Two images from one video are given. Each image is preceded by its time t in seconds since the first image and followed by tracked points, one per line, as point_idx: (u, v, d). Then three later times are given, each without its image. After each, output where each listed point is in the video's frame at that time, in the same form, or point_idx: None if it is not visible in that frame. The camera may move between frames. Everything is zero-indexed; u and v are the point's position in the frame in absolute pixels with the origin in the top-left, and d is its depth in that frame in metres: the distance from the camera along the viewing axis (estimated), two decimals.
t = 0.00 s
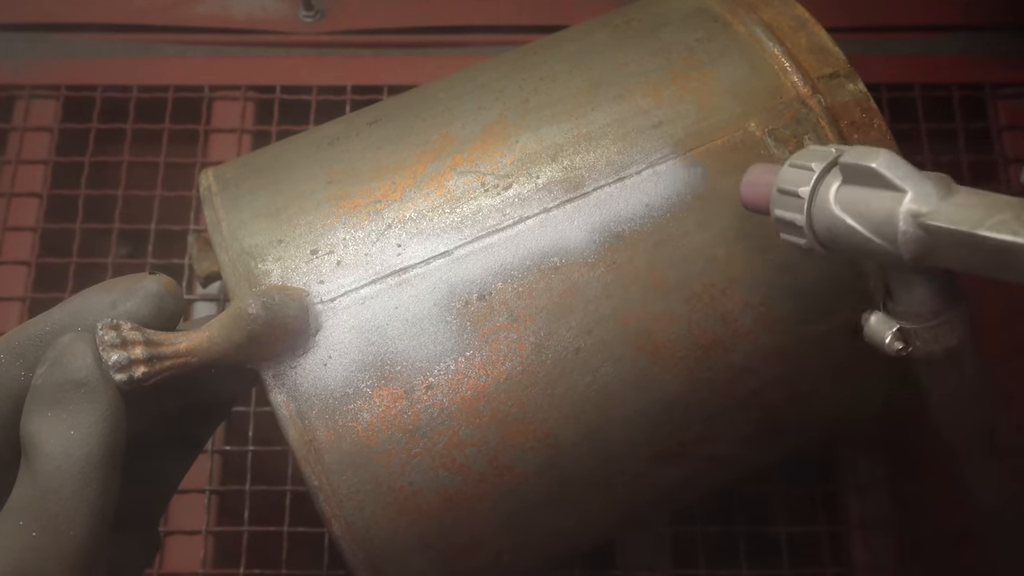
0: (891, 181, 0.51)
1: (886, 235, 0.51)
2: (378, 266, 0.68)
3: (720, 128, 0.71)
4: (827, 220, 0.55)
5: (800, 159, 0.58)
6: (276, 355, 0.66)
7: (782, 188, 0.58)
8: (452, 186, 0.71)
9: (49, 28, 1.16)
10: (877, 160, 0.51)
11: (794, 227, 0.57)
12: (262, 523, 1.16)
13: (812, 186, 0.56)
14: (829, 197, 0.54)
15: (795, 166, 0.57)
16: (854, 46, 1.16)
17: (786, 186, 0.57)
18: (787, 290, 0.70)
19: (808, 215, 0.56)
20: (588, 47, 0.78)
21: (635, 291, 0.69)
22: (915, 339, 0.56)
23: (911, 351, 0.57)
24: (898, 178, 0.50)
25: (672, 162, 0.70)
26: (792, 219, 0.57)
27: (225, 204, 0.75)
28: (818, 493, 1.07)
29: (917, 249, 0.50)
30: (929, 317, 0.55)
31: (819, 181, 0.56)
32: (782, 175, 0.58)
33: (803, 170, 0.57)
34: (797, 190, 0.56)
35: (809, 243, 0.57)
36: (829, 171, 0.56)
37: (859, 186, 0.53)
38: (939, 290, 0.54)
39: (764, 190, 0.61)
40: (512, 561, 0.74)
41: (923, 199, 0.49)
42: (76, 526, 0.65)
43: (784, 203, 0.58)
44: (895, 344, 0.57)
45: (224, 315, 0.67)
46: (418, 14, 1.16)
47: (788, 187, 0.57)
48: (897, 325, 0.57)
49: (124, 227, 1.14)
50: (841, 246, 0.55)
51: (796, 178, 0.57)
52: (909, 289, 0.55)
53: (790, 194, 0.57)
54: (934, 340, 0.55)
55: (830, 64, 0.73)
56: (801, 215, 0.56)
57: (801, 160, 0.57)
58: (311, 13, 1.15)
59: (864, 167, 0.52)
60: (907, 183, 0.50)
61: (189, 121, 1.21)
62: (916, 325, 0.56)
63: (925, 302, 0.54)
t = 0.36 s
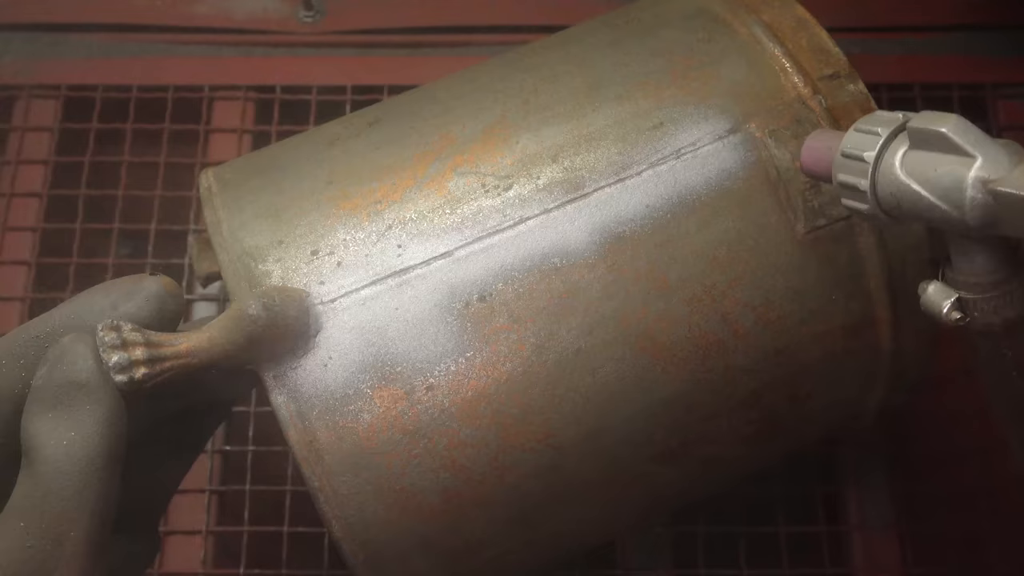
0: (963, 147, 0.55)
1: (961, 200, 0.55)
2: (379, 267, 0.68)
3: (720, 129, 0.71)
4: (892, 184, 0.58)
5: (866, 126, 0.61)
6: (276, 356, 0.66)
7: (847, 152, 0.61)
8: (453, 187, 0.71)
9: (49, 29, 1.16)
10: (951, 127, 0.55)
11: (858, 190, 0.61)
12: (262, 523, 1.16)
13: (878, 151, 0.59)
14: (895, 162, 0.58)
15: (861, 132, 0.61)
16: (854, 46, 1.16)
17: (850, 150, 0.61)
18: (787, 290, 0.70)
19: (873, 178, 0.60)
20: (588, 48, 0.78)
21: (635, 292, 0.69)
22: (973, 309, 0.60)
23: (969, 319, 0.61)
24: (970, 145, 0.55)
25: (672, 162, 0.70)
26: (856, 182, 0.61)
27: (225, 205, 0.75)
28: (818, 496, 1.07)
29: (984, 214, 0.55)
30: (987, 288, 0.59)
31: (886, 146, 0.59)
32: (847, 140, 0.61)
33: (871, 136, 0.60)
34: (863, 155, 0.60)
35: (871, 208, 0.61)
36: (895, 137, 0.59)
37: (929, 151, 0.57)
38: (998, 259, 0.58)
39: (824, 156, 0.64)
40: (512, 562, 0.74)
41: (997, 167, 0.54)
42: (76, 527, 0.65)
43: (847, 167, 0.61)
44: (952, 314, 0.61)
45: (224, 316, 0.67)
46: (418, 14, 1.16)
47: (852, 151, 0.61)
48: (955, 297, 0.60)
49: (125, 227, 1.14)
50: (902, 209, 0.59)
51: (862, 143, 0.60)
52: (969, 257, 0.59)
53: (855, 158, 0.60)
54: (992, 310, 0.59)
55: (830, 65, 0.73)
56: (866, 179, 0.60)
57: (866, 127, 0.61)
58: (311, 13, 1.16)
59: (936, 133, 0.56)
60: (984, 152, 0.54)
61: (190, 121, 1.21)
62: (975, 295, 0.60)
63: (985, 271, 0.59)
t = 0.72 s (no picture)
0: (876, 188, 0.54)
1: (881, 244, 0.54)
2: (380, 271, 0.68)
3: (722, 133, 0.71)
4: (822, 224, 0.58)
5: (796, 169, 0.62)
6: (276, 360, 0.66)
7: (779, 196, 0.63)
8: (454, 190, 0.71)
9: (49, 28, 1.15)
10: (863, 168, 0.55)
11: (794, 233, 0.62)
12: (262, 523, 1.16)
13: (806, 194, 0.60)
14: (822, 204, 0.58)
15: (792, 175, 0.62)
16: (854, 47, 1.16)
17: (782, 194, 0.62)
18: (789, 295, 0.70)
19: (804, 220, 0.60)
20: (590, 50, 0.78)
21: (636, 296, 0.69)
22: (923, 336, 0.60)
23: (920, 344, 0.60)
24: (882, 186, 0.53)
25: (673, 166, 0.70)
26: (789, 225, 0.62)
27: (225, 208, 0.74)
28: (819, 495, 1.07)
29: (905, 252, 0.53)
30: (934, 314, 0.58)
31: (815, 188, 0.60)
32: (780, 183, 0.63)
33: (799, 178, 0.61)
34: (793, 198, 0.61)
35: (810, 246, 0.61)
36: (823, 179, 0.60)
37: (851, 194, 0.56)
38: (941, 287, 0.57)
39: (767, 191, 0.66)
40: (513, 565, 0.74)
41: (911, 205, 0.52)
42: (79, 532, 0.66)
43: (782, 209, 0.63)
44: (902, 342, 0.60)
45: (224, 321, 0.67)
46: (417, 14, 1.16)
47: (785, 195, 0.62)
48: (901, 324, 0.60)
49: (124, 227, 1.14)
50: (835, 248, 0.58)
51: (791, 186, 0.62)
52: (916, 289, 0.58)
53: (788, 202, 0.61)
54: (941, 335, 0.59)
55: (832, 67, 0.73)
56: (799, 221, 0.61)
57: (797, 169, 0.62)
58: (311, 13, 1.16)
59: (854, 176, 0.55)
60: (895, 191, 0.53)
61: (189, 120, 1.21)
62: (924, 322, 0.59)
63: (931, 299, 0.58)
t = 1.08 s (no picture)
0: (775, 239, 0.52)
1: (783, 294, 0.53)
2: (381, 272, 0.68)
3: (721, 133, 0.71)
4: (724, 276, 0.56)
5: (697, 217, 0.59)
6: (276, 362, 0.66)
7: (684, 248, 0.60)
8: (455, 191, 0.71)
9: (49, 28, 1.15)
10: (760, 220, 0.53)
11: (700, 284, 0.59)
12: (262, 522, 1.17)
13: (708, 245, 0.58)
14: (724, 256, 0.56)
15: (694, 225, 0.59)
16: (854, 46, 1.16)
17: (686, 244, 0.59)
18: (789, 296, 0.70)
19: (710, 271, 0.58)
20: (591, 50, 0.78)
21: (636, 297, 0.69)
22: (835, 380, 0.61)
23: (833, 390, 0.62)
24: (780, 236, 0.52)
25: (673, 166, 0.70)
26: (696, 276, 0.59)
27: (225, 209, 0.74)
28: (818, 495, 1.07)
29: (808, 301, 0.52)
30: (845, 358, 0.60)
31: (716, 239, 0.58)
32: (684, 234, 0.60)
33: (700, 229, 0.58)
34: (696, 250, 0.58)
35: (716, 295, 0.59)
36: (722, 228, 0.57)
37: (752, 245, 0.54)
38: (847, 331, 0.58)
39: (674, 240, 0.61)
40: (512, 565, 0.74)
41: (811, 254, 0.51)
42: (80, 533, 0.66)
43: (690, 261, 0.60)
44: (816, 387, 0.61)
45: (224, 322, 0.67)
46: (417, 13, 1.15)
47: (689, 246, 0.59)
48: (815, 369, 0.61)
49: (124, 227, 1.14)
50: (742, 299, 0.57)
51: (694, 237, 0.59)
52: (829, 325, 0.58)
53: (692, 254, 0.59)
54: (857, 378, 0.61)
55: (833, 68, 0.73)
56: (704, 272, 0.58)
57: (697, 217, 0.59)
58: (311, 13, 1.15)
59: (753, 229, 0.54)
60: (791, 241, 0.52)
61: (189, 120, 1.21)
62: (833, 366, 0.61)
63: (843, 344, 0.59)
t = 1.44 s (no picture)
0: (648, 308, 0.48)
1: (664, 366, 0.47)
2: (380, 272, 0.68)
3: (721, 133, 0.71)
4: (611, 347, 0.52)
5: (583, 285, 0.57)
6: (276, 361, 0.66)
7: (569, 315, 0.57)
8: (454, 191, 0.71)
9: (49, 28, 1.15)
10: (636, 289, 0.49)
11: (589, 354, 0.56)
12: (263, 522, 1.17)
13: (592, 314, 0.54)
14: (608, 326, 0.53)
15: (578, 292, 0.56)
16: (854, 46, 1.16)
17: (571, 314, 0.57)
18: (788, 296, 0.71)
19: (594, 343, 0.54)
20: (591, 49, 0.78)
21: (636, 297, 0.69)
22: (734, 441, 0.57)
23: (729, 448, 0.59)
24: (653, 303, 0.47)
25: (672, 166, 0.70)
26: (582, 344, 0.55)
27: (225, 209, 0.74)
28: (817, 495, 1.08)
29: (688, 372, 0.47)
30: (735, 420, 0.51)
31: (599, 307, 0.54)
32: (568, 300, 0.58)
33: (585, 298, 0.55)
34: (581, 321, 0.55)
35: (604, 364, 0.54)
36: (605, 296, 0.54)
37: (630, 316, 0.50)
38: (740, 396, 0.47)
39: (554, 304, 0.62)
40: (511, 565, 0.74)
41: (686, 322, 0.46)
42: (81, 534, 0.66)
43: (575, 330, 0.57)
44: (711, 448, 0.59)
45: (224, 322, 0.67)
46: (417, 13, 1.15)
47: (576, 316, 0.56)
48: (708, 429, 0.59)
49: (125, 227, 1.14)
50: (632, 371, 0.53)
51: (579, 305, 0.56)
52: (712, 400, 0.48)
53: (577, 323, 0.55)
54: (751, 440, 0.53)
55: (832, 68, 0.73)
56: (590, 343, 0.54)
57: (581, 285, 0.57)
58: (311, 13, 1.15)
59: (628, 298, 0.50)
60: (669, 308, 0.47)
61: (189, 120, 1.21)
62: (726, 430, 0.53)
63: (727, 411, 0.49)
